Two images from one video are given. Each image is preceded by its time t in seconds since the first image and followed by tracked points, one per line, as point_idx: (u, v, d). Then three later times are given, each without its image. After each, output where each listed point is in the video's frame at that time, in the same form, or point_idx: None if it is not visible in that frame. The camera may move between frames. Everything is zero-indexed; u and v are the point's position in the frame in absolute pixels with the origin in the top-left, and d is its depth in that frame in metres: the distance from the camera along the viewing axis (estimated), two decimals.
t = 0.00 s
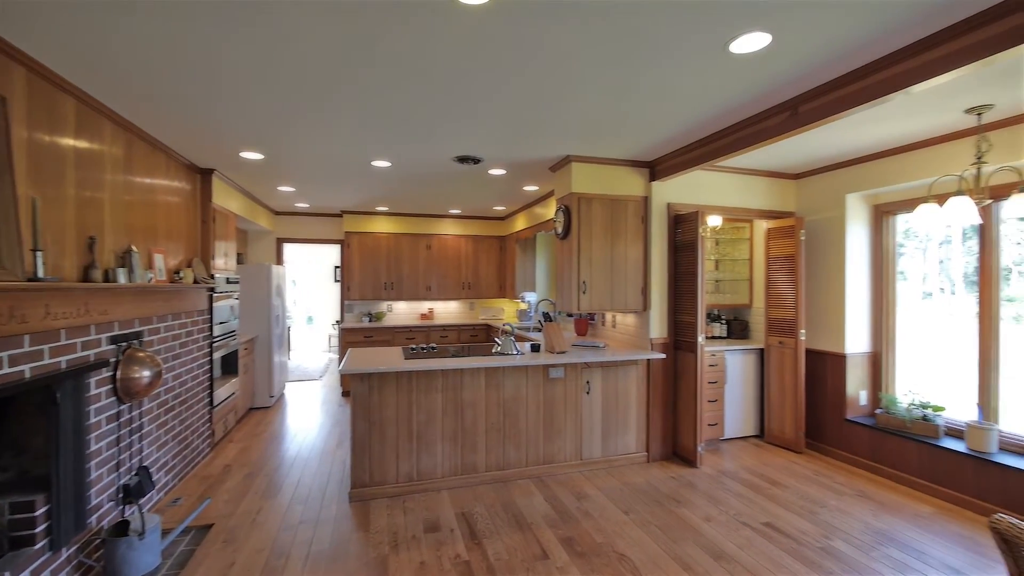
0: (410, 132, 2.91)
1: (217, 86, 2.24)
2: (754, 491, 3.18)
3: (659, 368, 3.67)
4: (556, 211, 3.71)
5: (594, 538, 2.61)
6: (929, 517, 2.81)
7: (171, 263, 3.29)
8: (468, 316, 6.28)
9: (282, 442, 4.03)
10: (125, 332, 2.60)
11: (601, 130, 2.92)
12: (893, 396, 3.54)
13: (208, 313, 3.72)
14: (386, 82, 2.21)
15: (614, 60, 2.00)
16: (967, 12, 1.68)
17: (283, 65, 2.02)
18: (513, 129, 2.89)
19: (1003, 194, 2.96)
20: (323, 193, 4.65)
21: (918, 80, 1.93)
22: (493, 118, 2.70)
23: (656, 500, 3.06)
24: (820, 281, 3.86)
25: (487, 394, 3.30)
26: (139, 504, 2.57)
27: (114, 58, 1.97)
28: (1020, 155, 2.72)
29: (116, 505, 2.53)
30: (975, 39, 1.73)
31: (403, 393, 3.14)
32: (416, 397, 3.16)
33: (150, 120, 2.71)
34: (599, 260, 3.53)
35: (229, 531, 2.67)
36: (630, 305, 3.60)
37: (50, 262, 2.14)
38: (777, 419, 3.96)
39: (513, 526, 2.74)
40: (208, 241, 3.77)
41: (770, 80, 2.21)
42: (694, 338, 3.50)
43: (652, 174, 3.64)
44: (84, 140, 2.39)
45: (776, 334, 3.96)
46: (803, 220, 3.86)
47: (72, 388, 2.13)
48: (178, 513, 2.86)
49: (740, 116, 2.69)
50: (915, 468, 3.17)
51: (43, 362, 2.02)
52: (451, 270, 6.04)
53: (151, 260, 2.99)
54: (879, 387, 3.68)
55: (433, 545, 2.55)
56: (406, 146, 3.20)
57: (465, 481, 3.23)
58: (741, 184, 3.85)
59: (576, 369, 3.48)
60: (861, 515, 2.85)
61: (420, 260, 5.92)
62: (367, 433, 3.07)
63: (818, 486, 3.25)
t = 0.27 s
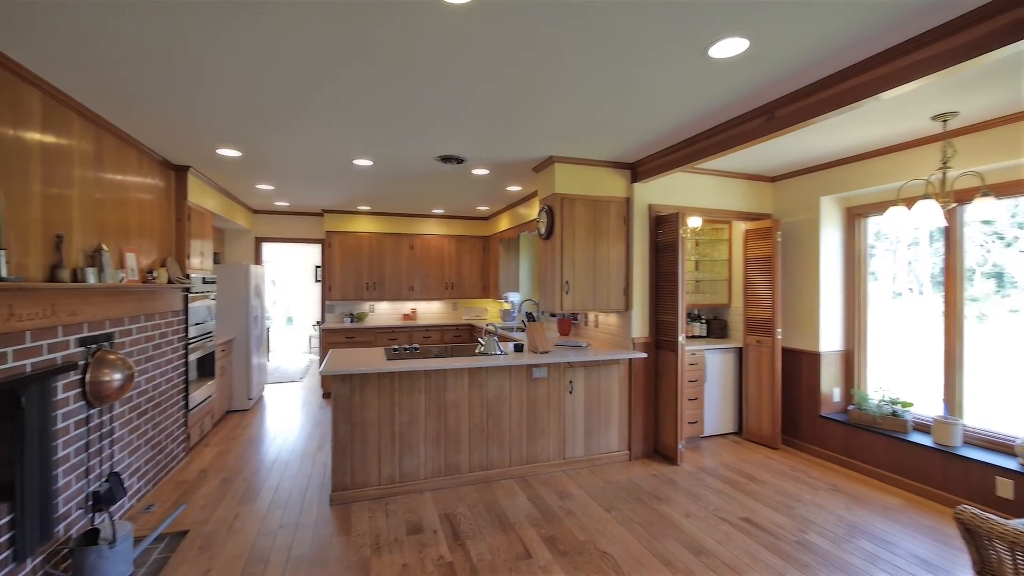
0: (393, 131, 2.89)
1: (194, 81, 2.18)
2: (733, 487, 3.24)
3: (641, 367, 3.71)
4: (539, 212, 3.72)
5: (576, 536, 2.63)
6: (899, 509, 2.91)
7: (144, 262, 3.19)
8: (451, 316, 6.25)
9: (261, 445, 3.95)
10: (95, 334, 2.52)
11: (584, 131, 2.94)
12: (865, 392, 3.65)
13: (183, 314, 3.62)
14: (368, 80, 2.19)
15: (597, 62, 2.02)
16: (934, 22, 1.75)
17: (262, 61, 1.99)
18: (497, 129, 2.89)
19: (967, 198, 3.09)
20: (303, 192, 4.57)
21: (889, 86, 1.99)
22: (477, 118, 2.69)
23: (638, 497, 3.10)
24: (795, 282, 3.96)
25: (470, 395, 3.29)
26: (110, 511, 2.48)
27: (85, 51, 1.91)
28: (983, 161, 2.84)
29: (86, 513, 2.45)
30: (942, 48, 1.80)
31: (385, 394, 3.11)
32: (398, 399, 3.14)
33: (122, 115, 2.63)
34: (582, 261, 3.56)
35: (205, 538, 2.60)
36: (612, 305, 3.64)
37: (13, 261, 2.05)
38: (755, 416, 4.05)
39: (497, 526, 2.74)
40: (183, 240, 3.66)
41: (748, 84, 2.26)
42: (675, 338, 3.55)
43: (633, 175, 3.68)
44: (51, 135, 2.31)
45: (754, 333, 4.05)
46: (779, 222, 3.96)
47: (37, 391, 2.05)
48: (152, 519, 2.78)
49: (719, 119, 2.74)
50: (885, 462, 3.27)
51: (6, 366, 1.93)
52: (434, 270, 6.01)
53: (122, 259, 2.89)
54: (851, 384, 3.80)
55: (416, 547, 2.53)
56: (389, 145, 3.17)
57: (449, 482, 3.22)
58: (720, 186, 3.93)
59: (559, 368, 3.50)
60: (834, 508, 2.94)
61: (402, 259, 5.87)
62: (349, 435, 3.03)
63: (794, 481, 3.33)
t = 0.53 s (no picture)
0: (376, 129, 2.85)
1: (168, 76, 2.12)
2: (712, 483, 3.30)
3: (623, 366, 3.75)
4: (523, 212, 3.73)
5: (560, 536, 2.64)
6: (870, 502, 3.01)
7: (115, 262, 3.09)
8: (435, 316, 6.22)
9: (239, 448, 3.86)
10: (63, 336, 2.42)
11: (567, 132, 2.95)
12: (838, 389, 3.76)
13: (156, 315, 3.52)
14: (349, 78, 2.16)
15: (580, 62, 2.03)
16: (904, 30, 1.81)
17: (241, 57, 1.94)
18: (480, 129, 2.89)
19: (933, 201, 3.21)
20: (282, 190, 4.49)
21: (862, 92, 2.05)
22: (460, 117, 2.68)
23: (620, 495, 3.14)
24: (771, 283, 4.05)
25: (454, 396, 3.28)
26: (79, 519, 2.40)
27: (52, 43, 1.84)
28: (949, 165, 2.95)
29: (53, 521, 2.36)
30: (910, 56, 1.87)
31: (368, 395, 3.07)
32: (381, 400, 3.10)
33: (91, 110, 2.54)
34: (565, 261, 3.58)
35: (180, 545, 2.53)
36: (595, 304, 3.66)
37: None
38: (734, 414, 4.13)
39: (480, 527, 2.73)
40: (156, 238, 3.56)
41: (727, 87, 2.30)
42: (657, 337, 3.60)
43: (616, 177, 3.72)
44: (16, 128, 2.21)
45: (733, 333, 4.12)
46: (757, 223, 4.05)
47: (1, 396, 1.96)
48: (124, 527, 2.69)
49: (699, 121, 2.78)
50: (857, 457, 3.38)
51: None
52: (416, 270, 5.96)
53: (92, 258, 2.78)
54: (826, 381, 3.90)
55: (398, 549, 2.50)
56: (371, 144, 3.13)
57: (432, 484, 3.20)
58: (700, 188, 4.00)
59: (542, 368, 3.51)
60: (809, 502, 3.01)
61: (384, 259, 5.81)
62: (330, 438, 2.98)
63: (771, 476, 3.41)
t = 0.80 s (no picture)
0: (360, 127, 2.82)
1: (145, 72, 2.06)
2: (694, 480, 3.35)
3: (608, 366, 3.78)
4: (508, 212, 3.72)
5: (544, 535, 2.64)
6: (846, 496, 3.09)
7: (88, 262, 3.00)
8: (420, 316, 6.18)
9: (218, 451, 3.78)
10: (32, 338, 2.33)
11: (553, 132, 2.96)
12: (816, 387, 3.85)
13: (132, 316, 3.41)
14: (333, 75, 2.13)
15: (566, 62, 2.04)
16: (880, 37, 1.85)
17: (221, 53, 1.90)
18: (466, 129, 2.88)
19: (905, 204, 3.30)
20: (263, 188, 4.40)
21: (840, 96, 2.10)
22: (445, 117, 2.67)
23: (604, 493, 3.16)
24: (751, 283, 4.13)
25: (439, 397, 3.26)
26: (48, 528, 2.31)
27: (22, 37, 1.78)
28: (921, 169, 3.04)
29: (21, 530, 2.27)
30: (885, 62, 1.92)
31: (351, 397, 3.04)
32: (364, 401, 3.07)
33: (63, 105, 2.46)
34: (550, 262, 3.59)
35: (157, 551, 2.46)
36: (579, 304, 3.68)
37: None
38: (716, 412, 4.19)
39: (465, 527, 2.72)
40: (132, 237, 3.46)
41: (710, 89, 2.33)
42: (640, 336, 3.63)
43: (600, 178, 3.74)
44: None
45: (714, 332, 4.19)
46: (738, 224, 4.12)
47: None
48: (97, 534, 2.61)
49: (682, 123, 2.82)
50: (834, 453, 3.46)
51: None
52: (401, 270, 5.91)
53: (63, 257, 2.69)
54: (804, 379, 3.99)
55: (382, 552, 2.48)
56: (354, 143, 3.10)
57: (416, 485, 3.18)
58: (682, 190, 4.05)
59: (528, 367, 3.51)
60: (789, 498, 3.08)
61: (368, 259, 5.75)
62: (313, 440, 2.94)
63: (751, 472, 3.47)
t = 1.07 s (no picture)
0: (343, 126, 2.79)
1: (121, 67, 2.01)
2: (677, 477, 3.40)
3: (593, 365, 3.81)
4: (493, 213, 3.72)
5: (530, 534, 2.65)
6: (823, 491, 3.16)
7: (60, 261, 2.90)
8: (405, 317, 6.14)
9: (197, 455, 3.70)
10: None
11: (538, 132, 2.97)
12: (795, 384, 3.93)
13: (106, 317, 3.31)
14: (316, 73, 2.10)
15: (550, 63, 2.05)
16: (855, 44, 1.91)
17: (199, 49, 1.86)
18: (451, 129, 2.87)
19: (880, 207, 3.40)
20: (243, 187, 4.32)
21: (817, 101, 2.15)
22: (430, 116, 2.66)
23: (589, 492, 3.18)
24: (733, 283, 4.20)
25: (424, 397, 3.24)
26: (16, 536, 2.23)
27: None
28: (894, 172, 3.13)
29: None
30: (860, 68, 1.97)
31: (335, 398, 3.00)
32: (349, 402, 3.03)
33: (33, 100, 2.37)
34: (535, 262, 3.59)
35: (133, 559, 2.39)
36: (564, 304, 3.70)
37: None
38: (699, 410, 4.25)
39: (451, 528, 2.71)
40: (106, 236, 3.36)
41: (692, 92, 2.37)
42: (625, 335, 3.67)
43: (585, 178, 3.77)
44: None
45: (697, 331, 4.25)
46: (720, 225, 4.18)
47: None
48: (69, 542, 2.52)
49: (665, 126, 2.85)
50: (812, 449, 3.54)
51: None
52: (385, 270, 5.86)
53: (33, 257, 2.60)
54: (784, 377, 4.08)
55: (367, 554, 2.45)
56: (338, 141, 3.06)
57: (402, 486, 3.16)
58: (665, 192, 4.10)
59: (513, 367, 3.51)
60: (768, 493, 3.14)
61: (352, 259, 5.68)
62: (296, 443, 2.90)
63: (732, 469, 3.53)
